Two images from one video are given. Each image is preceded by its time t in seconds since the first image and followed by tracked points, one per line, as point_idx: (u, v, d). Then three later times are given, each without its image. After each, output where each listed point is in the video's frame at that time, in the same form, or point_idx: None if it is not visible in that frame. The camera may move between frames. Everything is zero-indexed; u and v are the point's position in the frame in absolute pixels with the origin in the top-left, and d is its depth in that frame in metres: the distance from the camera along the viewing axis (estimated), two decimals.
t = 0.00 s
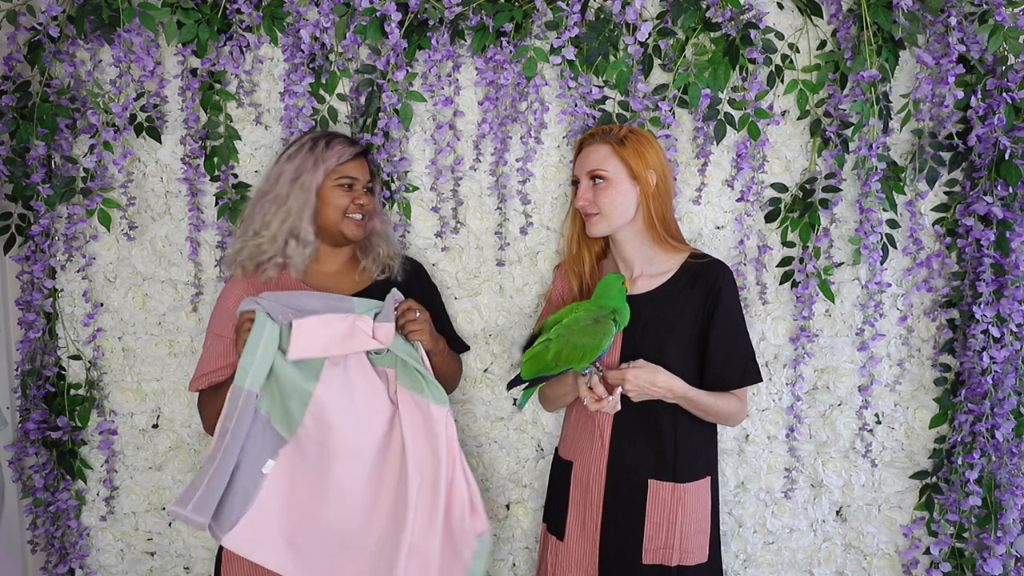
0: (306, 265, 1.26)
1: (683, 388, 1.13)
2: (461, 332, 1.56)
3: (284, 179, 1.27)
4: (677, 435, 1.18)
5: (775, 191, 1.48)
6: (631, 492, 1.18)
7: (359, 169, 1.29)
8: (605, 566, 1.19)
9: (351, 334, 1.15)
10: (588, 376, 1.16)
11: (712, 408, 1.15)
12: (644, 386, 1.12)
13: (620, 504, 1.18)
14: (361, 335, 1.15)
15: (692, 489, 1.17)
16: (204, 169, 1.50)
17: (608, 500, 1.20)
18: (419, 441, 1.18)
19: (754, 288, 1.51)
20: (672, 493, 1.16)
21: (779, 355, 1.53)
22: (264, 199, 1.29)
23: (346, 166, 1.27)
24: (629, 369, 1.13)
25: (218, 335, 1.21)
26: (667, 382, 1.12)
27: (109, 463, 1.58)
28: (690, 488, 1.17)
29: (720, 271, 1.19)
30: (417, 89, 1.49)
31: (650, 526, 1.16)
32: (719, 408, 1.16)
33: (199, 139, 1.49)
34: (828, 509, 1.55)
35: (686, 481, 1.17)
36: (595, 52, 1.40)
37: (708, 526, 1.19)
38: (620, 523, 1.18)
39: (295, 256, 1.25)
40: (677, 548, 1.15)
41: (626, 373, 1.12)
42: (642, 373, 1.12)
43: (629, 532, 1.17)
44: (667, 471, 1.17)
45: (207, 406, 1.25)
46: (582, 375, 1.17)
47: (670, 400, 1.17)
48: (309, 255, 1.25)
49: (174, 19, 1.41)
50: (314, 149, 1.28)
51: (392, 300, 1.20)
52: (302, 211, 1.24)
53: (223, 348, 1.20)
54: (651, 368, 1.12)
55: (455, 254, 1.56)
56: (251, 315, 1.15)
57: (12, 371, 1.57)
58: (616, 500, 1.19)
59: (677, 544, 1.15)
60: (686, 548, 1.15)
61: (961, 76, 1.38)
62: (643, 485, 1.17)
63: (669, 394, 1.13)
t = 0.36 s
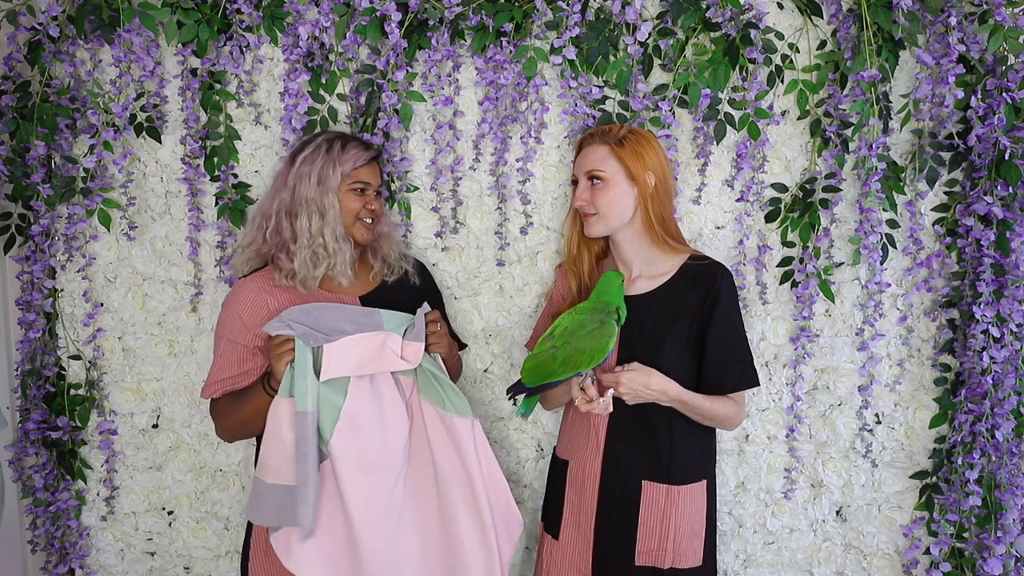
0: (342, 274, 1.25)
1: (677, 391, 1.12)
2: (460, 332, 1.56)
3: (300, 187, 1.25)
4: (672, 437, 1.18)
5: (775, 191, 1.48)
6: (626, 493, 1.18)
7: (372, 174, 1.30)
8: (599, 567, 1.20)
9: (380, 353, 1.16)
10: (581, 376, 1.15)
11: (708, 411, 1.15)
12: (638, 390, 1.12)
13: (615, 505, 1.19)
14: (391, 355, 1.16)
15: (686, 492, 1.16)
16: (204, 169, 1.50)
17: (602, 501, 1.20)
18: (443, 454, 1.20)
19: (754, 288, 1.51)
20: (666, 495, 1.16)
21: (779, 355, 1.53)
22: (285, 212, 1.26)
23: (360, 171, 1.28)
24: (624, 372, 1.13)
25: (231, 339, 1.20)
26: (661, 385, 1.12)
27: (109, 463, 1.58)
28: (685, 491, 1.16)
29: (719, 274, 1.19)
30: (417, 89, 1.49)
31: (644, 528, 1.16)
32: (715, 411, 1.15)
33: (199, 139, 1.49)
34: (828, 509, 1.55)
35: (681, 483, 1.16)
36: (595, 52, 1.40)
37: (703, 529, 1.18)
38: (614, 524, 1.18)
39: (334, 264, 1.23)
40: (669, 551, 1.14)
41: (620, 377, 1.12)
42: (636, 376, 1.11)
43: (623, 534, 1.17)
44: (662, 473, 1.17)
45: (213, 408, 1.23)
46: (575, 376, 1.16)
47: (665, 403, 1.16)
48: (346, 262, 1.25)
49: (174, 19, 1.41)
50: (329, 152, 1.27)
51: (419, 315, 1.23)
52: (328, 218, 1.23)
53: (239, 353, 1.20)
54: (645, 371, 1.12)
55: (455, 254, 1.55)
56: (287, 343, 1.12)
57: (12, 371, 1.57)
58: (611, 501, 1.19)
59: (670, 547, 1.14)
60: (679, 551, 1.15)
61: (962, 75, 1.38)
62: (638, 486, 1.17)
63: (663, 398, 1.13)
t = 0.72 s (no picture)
0: (336, 276, 1.24)
1: (675, 392, 1.13)
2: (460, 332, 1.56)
3: (303, 188, 1.25)
4: (672, 439, 1.18)
5: (775, 191, 1.48)
6: (625, 494, 1.18)
7: (375, 176, 1.29)
8: (597, 567, 1.20)
9: (386, 356, 1.16)
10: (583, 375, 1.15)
11: (707, 413, 1.15)
12: (635, 390, 1.12)
13: (613, 506, 1.19)
14: (396, 357, 1.17)
15: (685, 493, 1.16)
16: (204, 169, 1.50)
17: (601, 502, 1.20)
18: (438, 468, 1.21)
19: (754, 288, 1.51)
20: (665, 496, 1.16)
21: (779, 355, 1.53)
22: (287, 214, 1.26)
23: (364, 172, 1.27)
24: (622, 372, 1.13)
25: (236, 340, 1.20)
26: (659, 386, 1.12)
27: (109, 463, 1.58)
28: (684, 493, 1.16)
29: (719, 275, 1.19)
30: (417, 89, 1.49)
31: (642, 529, 1.16)
32: (715, 413, 1.15)
33: (199, 139, 1.49)
34: (828, 509, 1.55)
35: (680, 485, 1.16)
36: (595, 52, 1.40)
37: (702, 531, 1.18)
38: (613, 525, 1.18)
39: (329, 266, 1.23)
40: (668, 552, 1.14)
41: (619, 376, 1.12)
42: (634, 376, 1.12)
43: (621, 534, 1.17)
44: (661, 474, 1.17)
45: (218, 408, 1.23)
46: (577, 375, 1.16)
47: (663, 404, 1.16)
48: (341, 265, 1.24)
49: (174, 19, 1.40)
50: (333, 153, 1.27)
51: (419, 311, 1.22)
52: (326, 220, 1.23)
53: (244, 354, 1.20)
54: (643, 372, 1.12)
55: (455, 254, 1.55)
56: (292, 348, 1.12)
57: (12, 371, 1.57)
58: (609, 502, 1.19)
59: (669, 548, 1.14)
60: (677, 552, 1.15)
61: (961, 76, 1.38)
62: (637, 487, 1.17)
63: (661, 399, 1.13)
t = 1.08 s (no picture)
0: (339, 277, 1.24)
1: (676, 391, 1.12)
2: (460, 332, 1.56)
3: (304, 189, 1.25)
4: (674, 438, 1.18)
5: (775, 191, 1.48)
6: (626, 495, 1.18)
7: (376, 175, 1.28)
8: (599, 567, 1.20)
9: (383, 367, 1.15)
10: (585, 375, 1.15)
11: (708, 412, 1.15)
12: (636, 388, 1.12)
13: (615, 506, 1.19)
14: (394, 367, 1.16)
15: (687, 493, 1.16)
16: (204, 169, 1.50)
17: (603, 502, 1.20)
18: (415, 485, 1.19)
19: (754, 288, 1.51)
20: (667, 496, 1.16)
21: (779, 355, 1.53)
22: (288, 216, 1.27)
23: (364, 172, 1.27)
24: (622, 370, 1.13)
25: (237, 340, 1.20)
26: (659, 384, 1.12)
27: (109, 463, 1.58)
28: (687, 492, 1.16)
29: (720, 274, 1.19)
30: (417, 89, 1.49)
31: (644, 529, 1.16)
32: (716, 412, 1.15)
33: (199, 139, 1.49)
34: (828, 509, 1.55)
35: (682, 485, 1.16)
36: (595, 52, 1.40)
37: (704, 531, 1.18)
38: (615, 526, 1.18)
39: (332, 268, 1.23)
40: (670, 553, 1.14)
41: (620, 377, 1.12)
42: (634, 374, 1.11)
43: (623, 534, 1.17)
44: (663, 474, 1.17)
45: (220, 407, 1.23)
46: (580, 375, 1.16)
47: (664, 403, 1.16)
48: (344, 266, 1.24)
49: (174, 19, 1.40)
50: (333, 153, 1.27)
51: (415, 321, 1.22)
52: (328, 222, 1.23)
53: (244, 354, 1.20)
54: (643, 370, 1.12)
55: (455, 254, 1.55)
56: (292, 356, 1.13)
57: (12, 371, 1.57)
58: (611, 502, 1.19)
59: (671, 548, 1.14)
60: (680, 552, 1.15)
61: (961, 76, 1.38)
62: (639, 487, 1.17)
63: (661, 397, 1.13)
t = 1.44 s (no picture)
0: (338, 278, 1.24)
1: (674, 391, 1.12)
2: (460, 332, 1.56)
3: (303, 191, 1.25)
4: (674, 438, 1.18)
5: (775, 191, 1.48)
6: (625, 493, 1.18)
7: (374, 174, 1.28)
8: (598, 566, 1.20)
9: (383, 368, 1.15)
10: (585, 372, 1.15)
11: (708, 412, 1.15)
12: (634, 387, 1.12)
13: (614, 505, 1.19)
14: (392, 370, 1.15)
15: (686, 492, 1.16)
16: (204, 169, 1.50)
17: (602, 500, 1.20)
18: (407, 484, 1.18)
19: (754, 288, 1.51)
20: (666, 495, 1.16)
21: (779, 355, 1.53)
22: (287, 217, 1.26)
23: (362, 172, 1.26)
24: (620, 369, 1.13)
25: (235, 338, 1.21)
26: (658, 384, 1.12)
27: (109, 463, 1.58)
28: (686, 492, 1.16)
29: (721, 275, 1.19)
30: (417, 89, 1.49)
31: (643, 528, 1.16)
32: (715, 412, 1.15)
33: (199, 139, 1.49)
34: (828, 509, 1.55)
35: (681, 484, 1.16)
36: (595, 52, 1.40)
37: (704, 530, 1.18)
38: (614, 524, 1.18)
39: (332, 269, 1.23)
40: (669, 552, 1.14)
41: (619, 374, 1.12)
42: (633, 374, 1.11)
43: (622, 533, 1.18)
44: (662, 473, 1.17)
45: (217, 407, 1.23)
46: (580, 371, 1.16)
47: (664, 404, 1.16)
48: (343, 266, 1.24)
49: (174, 19, 1.40)
50: (331, 154, 1.27)
51: (413, 320, 1.22)
52: (327, 223, 1.23)
53: (241, 352, 1.21)
54: (641, 369, 1.12)
55: (455, 254, 1.55)
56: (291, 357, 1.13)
57: (12, 371, 1.57)
58: (610, 501, 1.19)
59: (669, 547, 1.14)
60: (679, 551, 1.14)
61: (961, 76, 1.38)
62: (638, 486, 1.17)
63: (659, 398, 1.13)
